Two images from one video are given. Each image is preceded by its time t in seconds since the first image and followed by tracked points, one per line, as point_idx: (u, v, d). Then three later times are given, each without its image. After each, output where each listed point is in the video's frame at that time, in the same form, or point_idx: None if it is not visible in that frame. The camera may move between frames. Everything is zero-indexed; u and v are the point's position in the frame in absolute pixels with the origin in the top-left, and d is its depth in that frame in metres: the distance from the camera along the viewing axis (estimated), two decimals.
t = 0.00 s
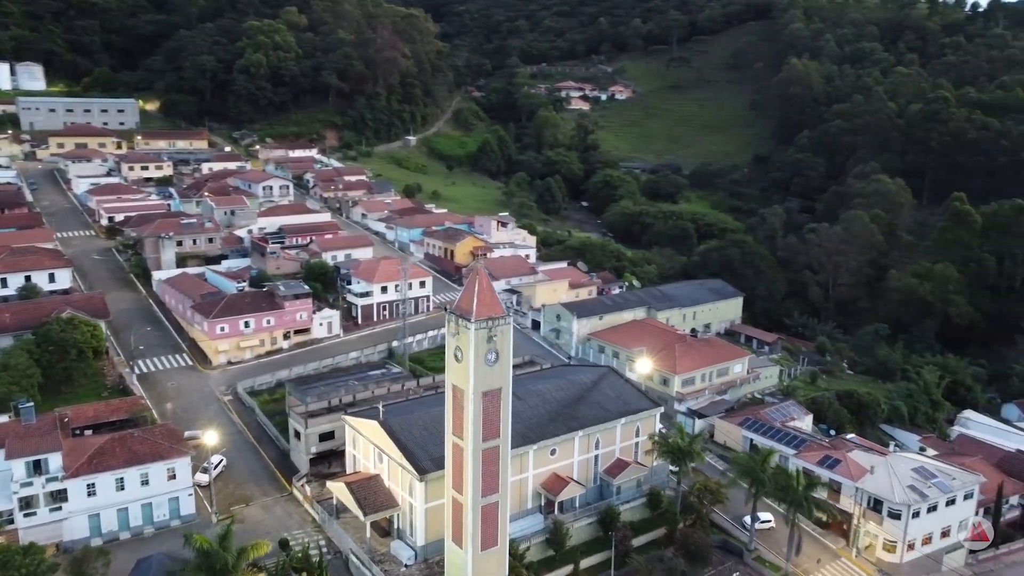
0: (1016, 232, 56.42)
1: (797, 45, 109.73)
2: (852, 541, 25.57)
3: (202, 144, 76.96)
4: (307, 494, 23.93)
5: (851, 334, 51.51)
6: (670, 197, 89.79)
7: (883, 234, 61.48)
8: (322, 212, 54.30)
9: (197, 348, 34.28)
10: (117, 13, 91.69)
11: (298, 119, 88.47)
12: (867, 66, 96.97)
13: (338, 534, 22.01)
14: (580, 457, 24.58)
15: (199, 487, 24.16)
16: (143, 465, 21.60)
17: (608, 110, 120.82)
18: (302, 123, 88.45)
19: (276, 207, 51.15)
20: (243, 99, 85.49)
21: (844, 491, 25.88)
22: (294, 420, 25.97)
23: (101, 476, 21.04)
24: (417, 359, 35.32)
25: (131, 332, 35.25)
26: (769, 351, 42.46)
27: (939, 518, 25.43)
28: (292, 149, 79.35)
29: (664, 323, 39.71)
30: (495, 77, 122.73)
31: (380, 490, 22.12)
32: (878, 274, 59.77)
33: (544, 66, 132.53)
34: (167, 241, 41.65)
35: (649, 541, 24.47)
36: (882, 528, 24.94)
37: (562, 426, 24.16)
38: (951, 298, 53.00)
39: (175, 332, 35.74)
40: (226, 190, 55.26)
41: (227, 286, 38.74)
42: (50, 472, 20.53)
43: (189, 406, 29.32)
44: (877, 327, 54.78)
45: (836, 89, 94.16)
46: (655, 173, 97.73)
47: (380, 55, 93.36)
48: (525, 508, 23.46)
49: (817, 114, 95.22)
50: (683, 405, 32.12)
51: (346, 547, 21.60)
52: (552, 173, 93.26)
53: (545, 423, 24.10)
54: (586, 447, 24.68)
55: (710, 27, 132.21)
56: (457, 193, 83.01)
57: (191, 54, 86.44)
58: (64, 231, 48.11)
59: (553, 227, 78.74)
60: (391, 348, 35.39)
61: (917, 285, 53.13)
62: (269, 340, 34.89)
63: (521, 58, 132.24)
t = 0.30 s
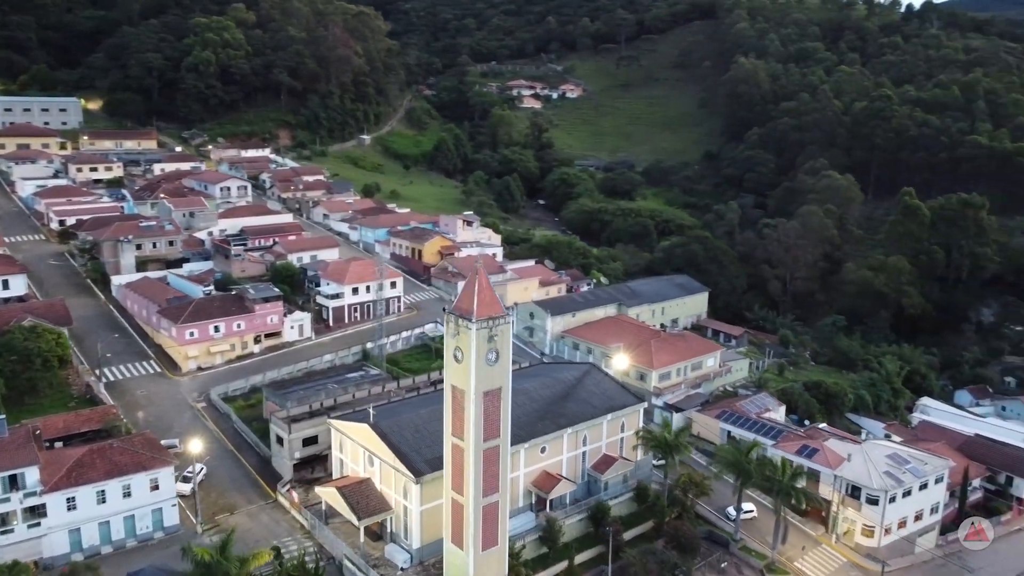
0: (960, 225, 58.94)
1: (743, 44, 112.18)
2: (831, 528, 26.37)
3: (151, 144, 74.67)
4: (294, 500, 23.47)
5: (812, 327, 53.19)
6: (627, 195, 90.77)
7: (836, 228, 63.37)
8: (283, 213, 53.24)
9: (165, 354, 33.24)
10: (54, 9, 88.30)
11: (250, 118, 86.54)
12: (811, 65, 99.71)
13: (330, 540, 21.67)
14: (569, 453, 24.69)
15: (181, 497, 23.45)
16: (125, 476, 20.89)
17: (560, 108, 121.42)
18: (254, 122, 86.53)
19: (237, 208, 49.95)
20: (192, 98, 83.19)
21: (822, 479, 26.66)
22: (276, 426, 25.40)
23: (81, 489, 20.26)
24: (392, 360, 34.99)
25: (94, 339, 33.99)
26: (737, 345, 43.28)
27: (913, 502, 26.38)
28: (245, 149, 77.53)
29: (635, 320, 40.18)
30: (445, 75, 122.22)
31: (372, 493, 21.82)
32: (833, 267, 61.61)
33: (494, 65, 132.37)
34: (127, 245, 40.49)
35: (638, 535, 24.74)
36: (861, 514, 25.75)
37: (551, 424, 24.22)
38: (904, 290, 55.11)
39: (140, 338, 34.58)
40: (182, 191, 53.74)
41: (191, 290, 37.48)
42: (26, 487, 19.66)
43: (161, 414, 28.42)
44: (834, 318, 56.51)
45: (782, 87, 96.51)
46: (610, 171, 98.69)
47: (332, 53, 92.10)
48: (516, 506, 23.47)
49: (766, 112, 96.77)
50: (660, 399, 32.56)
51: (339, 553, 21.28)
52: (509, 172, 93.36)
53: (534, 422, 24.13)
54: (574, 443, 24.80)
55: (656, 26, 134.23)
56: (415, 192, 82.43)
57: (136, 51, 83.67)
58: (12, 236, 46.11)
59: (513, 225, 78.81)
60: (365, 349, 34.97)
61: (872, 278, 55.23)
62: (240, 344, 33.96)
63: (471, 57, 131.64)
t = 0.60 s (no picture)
0: (911, 219, 61.59)
1: (693, 44, 113.92)
2: (812, 516, 27.07)
3: (99, 144, 72.18)
4: (282, 507, 23.04)
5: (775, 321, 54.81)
6: (586, 192, 91.39)
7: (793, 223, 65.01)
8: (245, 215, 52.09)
9: (133, 361, 32.26)
10: None
11: (201, 117, 84.35)
12: (760, 64, 101.88)
13: (323, 546, 21.35)
14: (558, 451, 24.78)
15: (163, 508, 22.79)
16: (109, 488, 20.22)
17: (514, 106, 121.30)
18: (206, 121, 84.38)
19: (197, 210, 48.64)
20: (141, 96, 80.66)
21: (801, 469, 27.32)
22: (259, 431, 24.88)
23: (64, 503, 19.54)
24: (368, 362, 34.60)
25: (57, 347, 32.78)
26: (707, 339, 44.03)
27: (889, 488, 27.23)
28: (198, 149, 75.59)
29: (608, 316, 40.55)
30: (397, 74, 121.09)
31: (365, 497, 21.56)
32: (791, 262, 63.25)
33: (446, 63, 131.40)
34: (86, 249, 39.21)
35: (628, 529, 25.00)
36: (840, 501, 26.48)
37: (541, 422, 24.27)
38: (860, 283, 57.28)
39: (106, 345, 33.51)
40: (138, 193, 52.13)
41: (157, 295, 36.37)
42: (6, 503, 18.85)
43: (135, 423, 27.57)
44: (795, 311, 58.15)
45: (733, 85, 98.33)
46: (567, 169, 99.20)
47: (285, 51, 90.45)
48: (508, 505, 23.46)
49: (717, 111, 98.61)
50: (638, 395, 32.93)
51: (333, 558, 20.97)
52: (467, 171, 93.05)
53: (523, 421, 24.16)
54: (563, 441, 24.90)
55: (608, 25, 135.44)
56: (374, 192, 81.55)
57: (79, 48, 80.64)
58: None
59: (474, 224, 78.60)
60: (340, 351, 34.46)
61: (831, 271, 57.33)
62: (211, 349, 33.12)
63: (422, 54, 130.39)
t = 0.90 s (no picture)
0: (866, 214, 64.22)
1: (645, 43, 115.24)
2: (792, 506, 27.78)
3: (45, 145, 69.51)
4: (271, 515, 22.61)
5: (739, 316, 56.14)
6: (546, 191, 91.76)
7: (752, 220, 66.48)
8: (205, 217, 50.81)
9: (101, 370, 31.25)
10: None
11: (152, 117, 82.00)
12: (710, 63, 103.66)
13: (317, 553, 21.05)
14: (547, 449, 24.88)
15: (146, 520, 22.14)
16: (93, 502, 19.58)
17: (468, 105, 120.82)
18: (157, 121, 82.07)
19: (157, 212, 47.28)
20: (87, 95, 77.97)
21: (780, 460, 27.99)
22: (242, 439, 24.35)
23: (47, 518, 18.85)
24: (345, 365, 34.16)
25: (18, 356, 31.54)
26: (678, 334, 44.67)
27: (864, 476, 28.07)
28: (150, 150, 73.47)
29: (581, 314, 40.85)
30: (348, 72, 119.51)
31: (358, 503, 21.30)
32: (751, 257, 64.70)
33: (397, 62, 129.81)
34: (44, 254, 37.71)
35: (616, 524, 25.24)
36: (819, 490, 27.20)
37: (530, 421, 24.35)
38: (819, 277, 59.29)
39: (70, 354, 32.36)
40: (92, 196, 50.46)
41: (122, 300, 35.26)
42: None
43: (109, 433, 26.72)
44: (757, 306, 59.61)
45: (685, 84, 99.83)
46: (525, 168, 99.41)
47: (238, 49, 88.35)
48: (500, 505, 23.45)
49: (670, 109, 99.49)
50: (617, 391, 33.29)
51: (328, 566, 20.69)
52: (426, 171, 92.48)
53: (512, 420, 24.19)
54: (551, 439, 25.02)
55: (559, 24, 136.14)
56: (333, 192, 80.48)
57: (20, 45, 77.50)
58: None
59: (436, 223, 78.20)
60: (316, 354, 33.92)
61: (791, 266, 59.24)
62: (182, 355, 32.22)
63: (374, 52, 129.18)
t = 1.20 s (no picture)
0: (822, 209, 66.52)
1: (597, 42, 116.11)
2: (772, 497, 28.47)
3: None
4: (259, 523, 22.19)
5: (704, 311, 57.32)
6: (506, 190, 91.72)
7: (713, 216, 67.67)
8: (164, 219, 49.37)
9: (68, 380, 30.20)
10: None
11: (100, 117, 79.35)
12: (662, 62, 105.09)
13: (311, 560, 20.74)
14: (536, 448, 24.97)
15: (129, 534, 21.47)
16: (78, 516, 18.94)
17: (421, 104, 119.85)
18: (105, 121, 79.46)
19: (115, 215, 45.76)
20: (31, 95, 75.02)
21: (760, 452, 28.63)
22: (226, 446, 23.81)
23: (31, 535, 18.13)
24: (321, 369, 33.62)
25: None
26: (648, 330, 45.16)
27: (840, 465, 28.97)
28: (99, 151, 71.06)
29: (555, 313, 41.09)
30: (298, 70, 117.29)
31: (352, 508, 21.05)
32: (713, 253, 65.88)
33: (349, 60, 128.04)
34: None
35: (605, 520, 25.51)
36: (799, 481, 27.99)
37: (519, 420, 24.39)
38: (779, 271, 61.03)
39: (33, 363, 31.16)
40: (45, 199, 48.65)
41: (86, 307, 34.10)
42: None
43: (82, 445, 25.85)
44: (721, 301, 60.81)
45: (639, 83, 100.94)
46: (483, 167, 99.25)
47: (188, 48, 85.56)
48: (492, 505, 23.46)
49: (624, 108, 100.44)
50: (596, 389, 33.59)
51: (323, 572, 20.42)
52: (384, 171, 91.53)
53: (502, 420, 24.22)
54: (540, 438, 25.12)
55: (511, 23, 136.23)
56: (291, 193, 79.12)
57: None
58: None
59: (397, 223, 77.57)
60: (291, 358, 33.27)
61: (753, 261, 60.90)
62: (153, 362, 31.34)
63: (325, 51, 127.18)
